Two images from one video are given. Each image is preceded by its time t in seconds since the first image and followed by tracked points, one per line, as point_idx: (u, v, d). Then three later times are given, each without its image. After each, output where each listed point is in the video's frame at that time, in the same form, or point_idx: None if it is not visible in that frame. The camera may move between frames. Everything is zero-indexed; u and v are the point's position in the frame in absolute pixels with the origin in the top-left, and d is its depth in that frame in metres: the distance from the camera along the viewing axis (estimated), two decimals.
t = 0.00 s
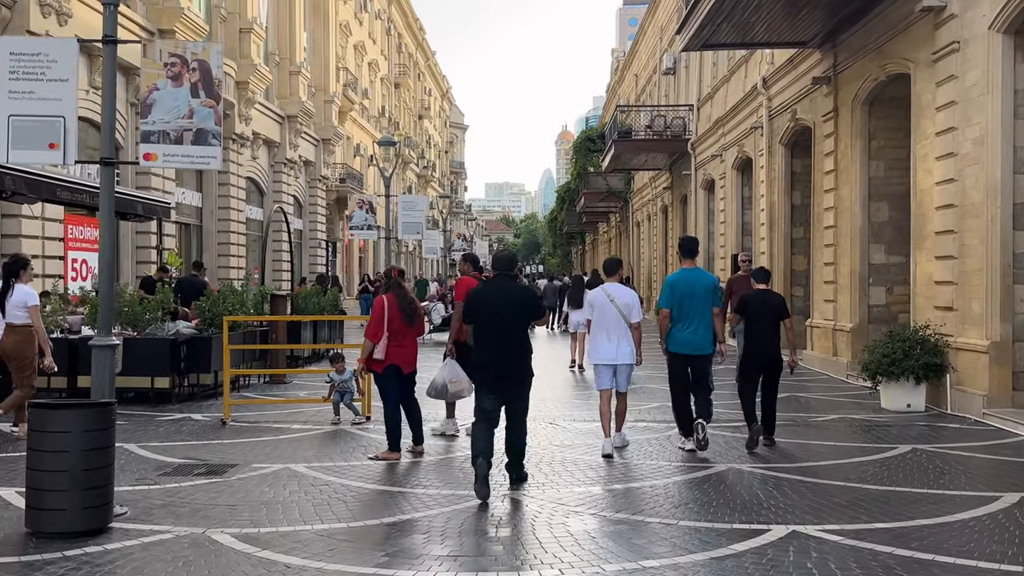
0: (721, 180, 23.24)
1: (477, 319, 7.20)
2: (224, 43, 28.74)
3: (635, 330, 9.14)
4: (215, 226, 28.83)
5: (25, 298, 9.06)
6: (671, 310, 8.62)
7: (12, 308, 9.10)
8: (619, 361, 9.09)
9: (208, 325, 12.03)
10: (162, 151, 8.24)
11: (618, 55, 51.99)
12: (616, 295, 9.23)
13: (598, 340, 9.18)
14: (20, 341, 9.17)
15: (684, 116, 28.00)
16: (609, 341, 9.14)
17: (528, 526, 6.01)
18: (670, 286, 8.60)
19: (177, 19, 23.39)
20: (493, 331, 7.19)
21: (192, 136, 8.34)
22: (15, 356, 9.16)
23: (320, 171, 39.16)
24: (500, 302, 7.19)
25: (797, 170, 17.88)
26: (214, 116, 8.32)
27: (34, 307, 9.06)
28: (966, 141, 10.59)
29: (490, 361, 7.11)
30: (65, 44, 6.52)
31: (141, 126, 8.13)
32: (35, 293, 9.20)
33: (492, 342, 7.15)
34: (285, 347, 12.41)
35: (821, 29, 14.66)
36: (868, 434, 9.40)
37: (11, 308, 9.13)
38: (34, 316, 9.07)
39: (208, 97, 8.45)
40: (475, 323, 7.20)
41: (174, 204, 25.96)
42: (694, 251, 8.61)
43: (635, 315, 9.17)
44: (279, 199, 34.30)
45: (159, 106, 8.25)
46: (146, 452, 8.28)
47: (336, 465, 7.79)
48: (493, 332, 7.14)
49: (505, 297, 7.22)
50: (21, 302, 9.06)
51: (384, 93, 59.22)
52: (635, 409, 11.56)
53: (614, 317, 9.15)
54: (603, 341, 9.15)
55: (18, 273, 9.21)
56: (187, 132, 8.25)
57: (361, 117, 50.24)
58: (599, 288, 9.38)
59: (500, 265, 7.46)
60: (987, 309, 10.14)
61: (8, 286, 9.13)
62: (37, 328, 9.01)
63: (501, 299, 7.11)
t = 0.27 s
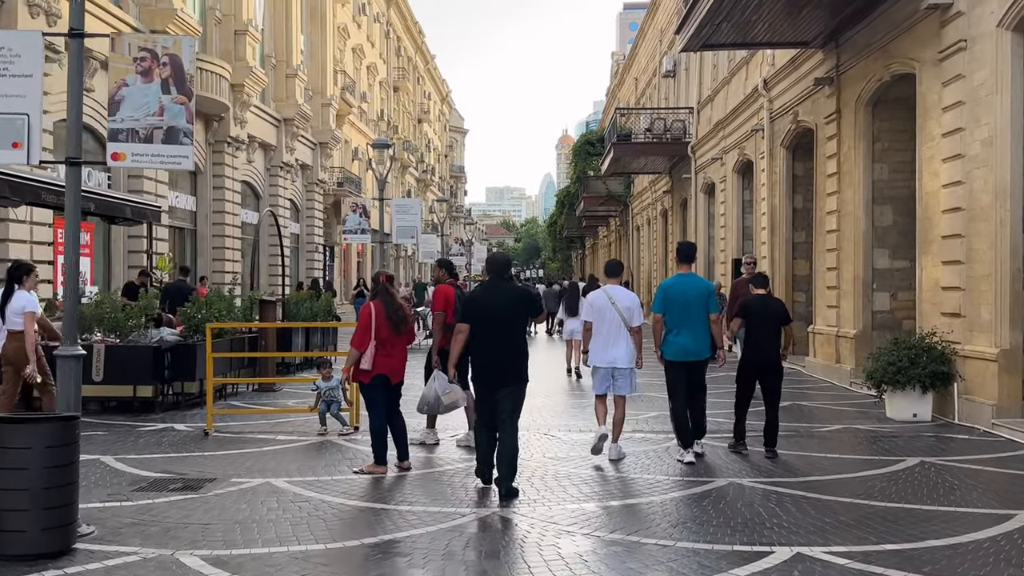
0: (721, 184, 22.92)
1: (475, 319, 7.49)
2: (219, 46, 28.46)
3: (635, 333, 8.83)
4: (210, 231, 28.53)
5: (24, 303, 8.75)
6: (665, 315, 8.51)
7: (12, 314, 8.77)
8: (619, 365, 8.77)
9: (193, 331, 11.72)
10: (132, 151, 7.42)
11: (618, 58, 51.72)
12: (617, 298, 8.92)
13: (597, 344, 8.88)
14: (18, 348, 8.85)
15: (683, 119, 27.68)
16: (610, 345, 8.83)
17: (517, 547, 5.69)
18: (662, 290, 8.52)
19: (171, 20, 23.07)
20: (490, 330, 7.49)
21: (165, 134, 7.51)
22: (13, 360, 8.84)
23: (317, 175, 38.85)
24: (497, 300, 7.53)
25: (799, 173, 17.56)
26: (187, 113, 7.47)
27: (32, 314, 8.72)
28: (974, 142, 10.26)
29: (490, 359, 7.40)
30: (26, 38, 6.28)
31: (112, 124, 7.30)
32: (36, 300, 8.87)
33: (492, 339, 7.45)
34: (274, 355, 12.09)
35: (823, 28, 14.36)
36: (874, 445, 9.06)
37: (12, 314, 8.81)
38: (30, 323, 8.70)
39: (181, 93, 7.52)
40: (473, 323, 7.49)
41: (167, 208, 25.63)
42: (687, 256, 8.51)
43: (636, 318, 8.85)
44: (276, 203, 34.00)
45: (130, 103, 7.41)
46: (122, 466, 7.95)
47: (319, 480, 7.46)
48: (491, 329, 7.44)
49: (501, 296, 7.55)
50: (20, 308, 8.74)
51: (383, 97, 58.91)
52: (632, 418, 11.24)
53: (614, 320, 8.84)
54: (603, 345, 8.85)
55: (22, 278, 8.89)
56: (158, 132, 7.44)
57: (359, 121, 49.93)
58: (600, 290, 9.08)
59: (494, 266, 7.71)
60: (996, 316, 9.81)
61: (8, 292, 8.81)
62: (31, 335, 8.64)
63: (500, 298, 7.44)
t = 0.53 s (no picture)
0: (721, 186, 22.62)
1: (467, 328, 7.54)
2: (215, 47, 28.18)
3: (632, 340, 8.52)
4: (205, 234, 28.27)
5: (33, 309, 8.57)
6: (662, 322, 8.29)
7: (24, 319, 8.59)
8: (615, 373, 8.43)
9: (177, 337, 11.41)
10: (98, 146, 7.44)
11: (618, 61, 51.40)
12: (613, 304, 8.56)
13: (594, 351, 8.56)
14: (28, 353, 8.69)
15: (684, 121, 27.37)
16: (608, 353, 8.51)
17: (506, 568, 5.36)
18: (661, 297, 8.33)
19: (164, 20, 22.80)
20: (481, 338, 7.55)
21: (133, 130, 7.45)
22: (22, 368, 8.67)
23: (314, 177, 38.57)
24: (490, 307, 7.58)
25: (801, 175, 17.24)
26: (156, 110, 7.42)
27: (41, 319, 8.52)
28: (982, 142, 9.95)
29: (489, 364, 7.49)
30: None
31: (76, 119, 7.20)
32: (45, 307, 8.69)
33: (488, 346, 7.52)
34: (263, 361, 11.78)
35: (826, 27, 14.05)
36: (880, 456, 8.73)
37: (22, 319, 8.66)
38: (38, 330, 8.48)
39: (150, 87, 7.29)
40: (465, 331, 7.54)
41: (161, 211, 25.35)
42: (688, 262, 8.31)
43: (634, 325, 8.52)
44: (272, 205, 33.70)
45: (96, 95, 7.23)
46: (97, 478, 7.63)
47: (301, 494, 7.13)
48: (488, 336, 7.51)
49: (493, 302, 7.60)
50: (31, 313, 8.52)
51: (382, 100, 58.64)
52: (630, 426, 10.91)
53: (610, 327, 8.52)
54: (599, 352, 8.53)
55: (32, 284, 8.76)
56: (125, 128, 7.37)
57: (357, 123, 49.65)
58: (595, 295, 8.73)
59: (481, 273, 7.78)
60: (1005, 322, 9.48)
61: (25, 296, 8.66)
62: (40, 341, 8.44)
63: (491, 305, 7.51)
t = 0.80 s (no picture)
0: (722, 188, 22.31)
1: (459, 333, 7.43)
2: (211, 48, 27.91)
3: (626, 342, 8.72)
4: (200, 236, 27.97)
5: (43, 311, 8.58)
6: (663, 322, 8.32)
7: (31, 322, 8.62)
8: (610, 375, 8.58)
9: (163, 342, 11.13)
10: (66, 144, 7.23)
11: (618, 62, 51.11)
12: (606, 306, 8.71)
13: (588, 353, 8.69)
14: (40, 356, 8.71)
15: (684, 122, 27.08)
16: (601, 354, 8.67)
17: None
18: (662, 296, 8.33)
19: (158, 20, 22.51)
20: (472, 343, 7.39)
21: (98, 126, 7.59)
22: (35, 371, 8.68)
23: (313, 180, 38.30)
24: (483, 313, 7.40)
25: (803, 176, 16.95)
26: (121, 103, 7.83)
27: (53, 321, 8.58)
28: (992, 141, 9.64)
29: (479, 370, 7.32)
30: None
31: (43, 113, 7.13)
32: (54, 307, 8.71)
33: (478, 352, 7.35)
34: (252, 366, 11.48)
35: (829, 24, 13.76)
36: (889, 465, 8.41)
37: (30, 321, 8.68)
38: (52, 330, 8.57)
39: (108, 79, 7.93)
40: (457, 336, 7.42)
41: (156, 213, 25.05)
42: (688, 263, 8.28)
43: (627, 326, 8.75)
44: (270, 208, 33.42)
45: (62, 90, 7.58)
46: (72, 490, 7.32)
47: (283, 506, 6.81)
48: (480, 341, 7.34)
49: (488, 307, 7.43)
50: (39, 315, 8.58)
51: (381, 101, 58.35)
52: (629, 433, 10.61)
53: (605, 329, 8.69)
54: (595, 354, 8.65)
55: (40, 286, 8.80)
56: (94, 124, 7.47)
57: (356, 125, 49.36)
58: (587, 297, 8.87)
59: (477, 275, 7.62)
60: (1016, 326, 9.17)
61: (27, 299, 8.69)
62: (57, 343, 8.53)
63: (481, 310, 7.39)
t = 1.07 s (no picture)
0: (723, 189, 22.00)
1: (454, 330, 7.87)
2: (206, 48, 27.61)
3: (620, 345, 8.73)
4: (195, 238, 27.66)
5: (52, 316, 8.62)
6: (660, 326, 8.22)
7: (39, 326, 8.62)
8: (602, 378, 8.63)
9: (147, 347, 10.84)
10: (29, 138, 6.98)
11: (618, 63, 50.81)
12: (600, 308, 8.74)
13: (581, 354, 8.72)
14: (46, 362, 8.68)
15: (685, 123, 26.77)
16: (594, 355, 8.69)
17: None
18: (659, 301, 8.22)
19: (151, 19, 22.23)
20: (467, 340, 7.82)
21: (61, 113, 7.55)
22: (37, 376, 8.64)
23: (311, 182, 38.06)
24: (479, 314, 7.84)
25: (805, 176, 16.64)
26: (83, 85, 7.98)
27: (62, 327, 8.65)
28: (1002, 138, 9.34)
29: (471, 365, 7.73)
30: None
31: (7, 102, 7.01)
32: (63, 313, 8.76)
33: (474, 350, 7.77)
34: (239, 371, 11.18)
35: (831, 21, 13.47)
36: (896, 475, 8.09)
37: (37, 326, 8.65)
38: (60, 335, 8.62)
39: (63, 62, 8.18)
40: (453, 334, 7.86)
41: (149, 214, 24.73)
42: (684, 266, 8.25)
43: (621, 329, 8.74)
44: (266, 209, 33.12)
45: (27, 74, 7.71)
46: (44, 502, 7.01)
47: (262, 520, 6.49)
48: (474, 342, 7.77)
49: (484, 307, 7.87)
50: (49, 321, 8.61)
51: (380, 103, 58.04)
52: (626, 439, 10.29)
53: (599, 331, 8.70)
54: (589, 356, 8.68)
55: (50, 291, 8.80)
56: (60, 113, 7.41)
57: (354, 127, 49.04)
58: (581, 300, 8.89)
59: (477, 277, 8.09)
60: None
61: (34, 303, 8.67)
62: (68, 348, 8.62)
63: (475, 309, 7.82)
